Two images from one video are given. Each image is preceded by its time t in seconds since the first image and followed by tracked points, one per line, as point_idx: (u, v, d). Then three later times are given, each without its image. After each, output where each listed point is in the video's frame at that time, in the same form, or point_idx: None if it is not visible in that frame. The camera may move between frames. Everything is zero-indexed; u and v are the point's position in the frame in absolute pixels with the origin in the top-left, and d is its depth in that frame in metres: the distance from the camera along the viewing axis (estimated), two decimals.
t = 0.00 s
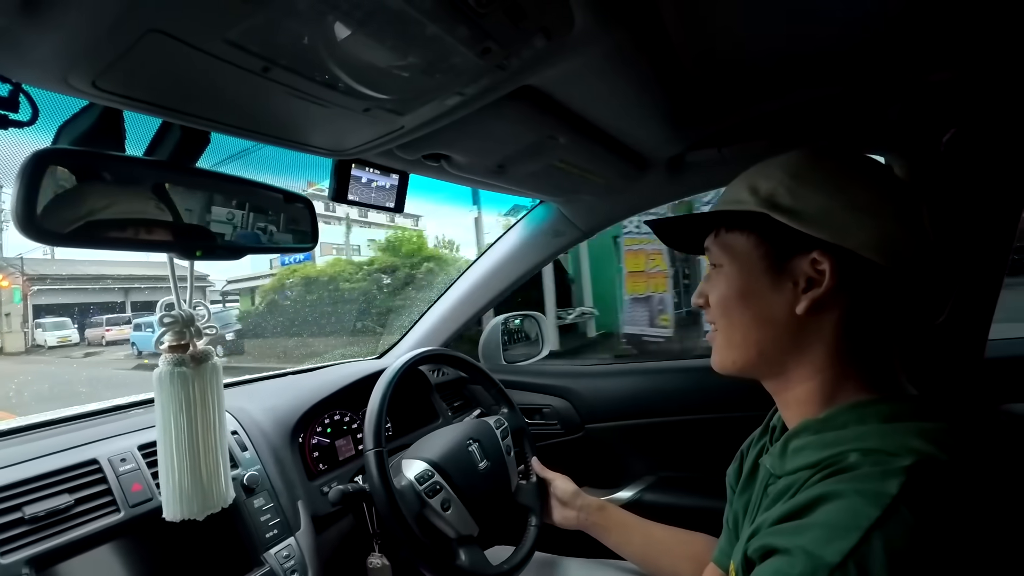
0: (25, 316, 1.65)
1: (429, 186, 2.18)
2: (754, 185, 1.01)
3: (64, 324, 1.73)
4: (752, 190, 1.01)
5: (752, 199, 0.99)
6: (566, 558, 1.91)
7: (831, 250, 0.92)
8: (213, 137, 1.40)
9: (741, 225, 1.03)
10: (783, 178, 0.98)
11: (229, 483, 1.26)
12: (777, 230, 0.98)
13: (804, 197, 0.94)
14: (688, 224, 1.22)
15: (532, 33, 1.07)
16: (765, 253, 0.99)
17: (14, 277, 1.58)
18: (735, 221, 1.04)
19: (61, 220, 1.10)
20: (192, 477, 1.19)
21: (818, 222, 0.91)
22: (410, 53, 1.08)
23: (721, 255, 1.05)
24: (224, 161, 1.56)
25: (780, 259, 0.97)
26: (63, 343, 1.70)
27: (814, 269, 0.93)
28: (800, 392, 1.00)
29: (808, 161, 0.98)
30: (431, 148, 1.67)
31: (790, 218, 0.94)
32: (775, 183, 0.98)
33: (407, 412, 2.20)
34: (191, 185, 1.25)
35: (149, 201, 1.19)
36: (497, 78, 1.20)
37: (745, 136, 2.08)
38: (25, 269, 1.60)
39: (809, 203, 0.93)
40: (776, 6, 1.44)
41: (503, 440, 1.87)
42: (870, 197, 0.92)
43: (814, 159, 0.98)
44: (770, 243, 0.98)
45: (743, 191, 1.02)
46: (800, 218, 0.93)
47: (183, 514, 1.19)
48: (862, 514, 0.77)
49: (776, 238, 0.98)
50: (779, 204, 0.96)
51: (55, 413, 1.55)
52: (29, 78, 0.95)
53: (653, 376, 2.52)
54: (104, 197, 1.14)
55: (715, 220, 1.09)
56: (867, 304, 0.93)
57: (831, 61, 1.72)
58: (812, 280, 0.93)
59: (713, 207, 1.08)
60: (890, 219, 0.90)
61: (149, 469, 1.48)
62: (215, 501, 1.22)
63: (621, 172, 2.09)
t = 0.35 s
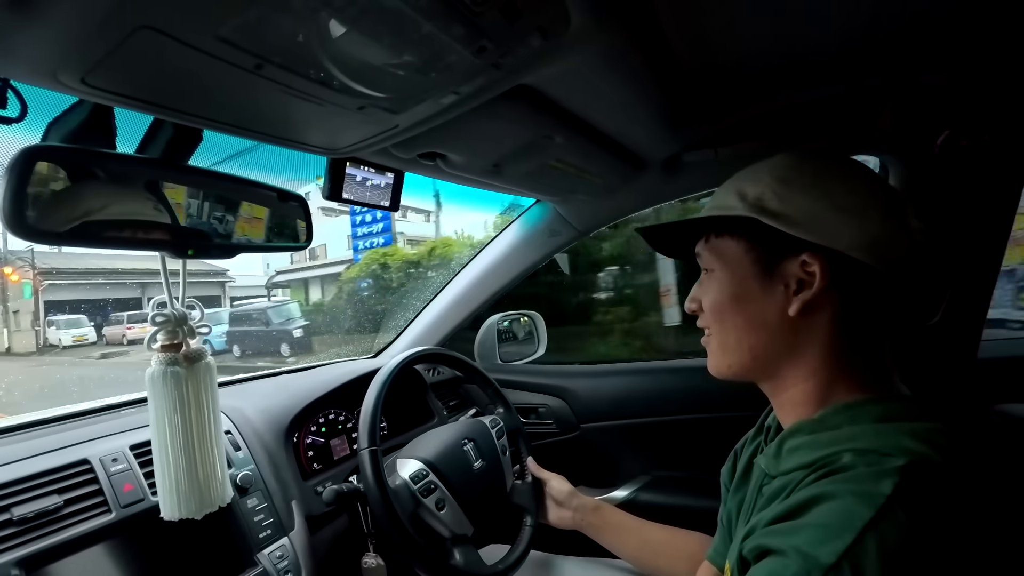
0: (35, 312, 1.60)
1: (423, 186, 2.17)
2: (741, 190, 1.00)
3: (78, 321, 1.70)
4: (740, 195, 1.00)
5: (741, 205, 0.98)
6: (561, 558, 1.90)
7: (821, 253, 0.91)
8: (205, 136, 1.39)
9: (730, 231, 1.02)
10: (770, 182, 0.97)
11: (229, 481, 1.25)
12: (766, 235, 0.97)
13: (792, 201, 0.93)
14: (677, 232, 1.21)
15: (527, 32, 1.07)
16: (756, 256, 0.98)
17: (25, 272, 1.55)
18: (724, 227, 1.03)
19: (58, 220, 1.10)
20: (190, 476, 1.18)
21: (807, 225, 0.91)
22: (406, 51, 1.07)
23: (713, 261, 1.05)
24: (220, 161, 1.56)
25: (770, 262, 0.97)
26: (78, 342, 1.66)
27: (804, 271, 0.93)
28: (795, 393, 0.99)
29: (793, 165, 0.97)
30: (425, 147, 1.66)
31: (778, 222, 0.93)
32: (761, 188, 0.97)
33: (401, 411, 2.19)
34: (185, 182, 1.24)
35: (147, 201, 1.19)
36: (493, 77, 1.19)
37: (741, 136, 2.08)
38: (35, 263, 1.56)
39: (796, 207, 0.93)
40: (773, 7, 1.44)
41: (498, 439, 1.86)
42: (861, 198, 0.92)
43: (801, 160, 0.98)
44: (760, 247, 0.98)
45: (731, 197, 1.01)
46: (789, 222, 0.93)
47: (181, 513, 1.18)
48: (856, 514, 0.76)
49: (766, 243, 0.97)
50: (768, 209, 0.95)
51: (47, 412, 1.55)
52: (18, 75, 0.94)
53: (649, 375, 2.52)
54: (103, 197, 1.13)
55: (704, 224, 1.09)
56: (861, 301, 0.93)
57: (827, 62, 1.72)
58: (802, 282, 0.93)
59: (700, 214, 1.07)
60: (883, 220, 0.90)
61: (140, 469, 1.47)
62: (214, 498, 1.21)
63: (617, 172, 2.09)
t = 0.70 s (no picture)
0: (51, 310, 1.61)
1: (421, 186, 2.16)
2: (749, 185, 1.01)
3: (98, 319, 1.68)
4: (748, 189, 1.00)
5: (748, 199, 0.99)
6: (558, 558, 1.90)
7: (824, 250, 0.91)
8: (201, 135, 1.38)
9: (735, 224, 1.02)
10: (777, 178, 0.97)
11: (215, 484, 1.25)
12: (770, 229, 0.97)
13: (799, 198, 0.94)
14: (685, 221, 1.21)
15: (523, 31, 1.07)
16: (759, 252, 0.98)
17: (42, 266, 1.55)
18: (730, 220, 1.03)
19: (48, 219, 1.09)
20: (183, 478, 1.17)
21: (813, 223, 0.91)
22: (401, 50, 1.07)
23: (716, 255, 1.05)
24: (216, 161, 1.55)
25: (772, 258, 0.97)
26: (99, 340, 1.64)
27: (806, 269, 0.93)
28: (791, 390, 0.99)
29: (803, 161, 0.98)
30: (423, 147, 1.65)
31: (784, 219, 0.94)
32: (769, 183, 0.98)
33: (398, 412, 2.18)
34: (178, 182, 1.24)
35: (139, 199, 1.18)
36: (489, 76, 1.19)
37: (737, 136, 2.08)
38: (51, 257, 1.54)
39: (804, 203, 0.93)
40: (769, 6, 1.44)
41: (496, 440, 1.86)
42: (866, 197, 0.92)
43: (809, 159, 0.98)
44: (764, 241, 0.98)
45: (739, 190, 1.02)
46: (794, 218, 0.93)
47: (167, 515, 1.17)
48: (847, 508, 0.76)
49: (769, 237, 0.97)
50: (775, 205, 0.95)
51: (43, 413, 1.55)
52: (11, 72, 0.93)
53: (646, 375, 2.52)
54: (94, 196, 1.12)
55: (710, 219, 1.09)
56: (860, 303, 0.93)
57: (823, 62, 1.73)
58: (803, 280, 0.93)
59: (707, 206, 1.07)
60: (886, 222, 0.91)
61: (136, 470, 1.46)
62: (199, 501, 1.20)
63: (614, 172, 2.08)
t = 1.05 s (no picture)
0: (71, 306, 1.66)
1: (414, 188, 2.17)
2: (748, 185, 1.02)
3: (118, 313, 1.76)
4: (748, 189, 1.01)
5: (747, 199, 1.00)
6: (552, 558, 1.91)
7: (821, 252, 0.92)
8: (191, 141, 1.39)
9: (733, 223, 1.03)
10: (777, 178, 0.98)
11: (224, 487, 1.26)
12: (768, 230, 0.98)
13: (797, 199, 0.95)
14: (685, 219, 1.22)
15: (509, 38, 1.08)
16: (756, 252, 0.99)
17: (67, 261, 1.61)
18: (729, 218, 1.04)
19: (38, 223, 1.08)
20: (182, 481, 1.18)
21: (810, 224, 0.92)
22: (388, 57, 1.08)
23: (713, 252, 1.06)
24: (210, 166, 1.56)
25: (769, 257, 0.98)
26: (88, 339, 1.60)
27: (803, 269, 0.94)
28: (782, 389, 1.01)
29: (801, 164, 0.99)
30: (415, 151, 1.66)
31: (783, 218, 0.95)
32: (769, 183, 0.99)
33: (393, 413, 2.19)
34: (174, 186, 1.26)
35: (129, 202, 1.18)
36: (477, 82, 1.20)
37: (727, 138, 2.09)
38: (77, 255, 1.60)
39: (802, 204, 0.94)
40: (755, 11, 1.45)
41: (490, 442, 1.87)
42: (865, 201, 0.93)
43: (809, 161, 0.99)
44: (761, 241, 0.99)
45: (738, 190, 1.03)
46: (793, 219, 0.94)
47: (177, 519, 1.18)
48: (838, 503, 0.78)
49: (766, 237, 0.98)
50: (773, 204, 0.97)
51: (39, 417, 1.56)
52: None
53: (640, 375, 2.53)
54: (82, 198, 1.12)
55: (710, 216, 1.09)
56: (854, 305, 0.94)
57: (811, 65, 1.74)
58: (800, 280, 0.94)
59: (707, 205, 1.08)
60: (883, 226, 0.92)
61: (129, 475, 1.47)
62: (209, 504, 1.21)
63: (605, 174, 2.10)
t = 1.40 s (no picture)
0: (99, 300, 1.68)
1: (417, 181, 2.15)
2: (740, 186, 1.01)
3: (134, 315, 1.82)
4: (740, 190, 1.00)
5: (740, 199, 0.99)
6: (555, 554, 1.90)
7: (816, 249, 0.91)
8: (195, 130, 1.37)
9: (728, 224, 1.02)
10: (771, 178, 0.97)
11: (207, 481, 1.24)
12: (762, 229, 0.97)
13: (789, 197, 0.94)
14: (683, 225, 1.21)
15: (520, 27, 1.06)
16: (753, 251, 0.98)
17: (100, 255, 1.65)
18: (723, 220, 1.03)
19: (52, 216, 1.08)
20: (171, 475, 1.17)
21: (803, 222, 0.91)
22: (397, 45, 1.06)
23: (710, 255, 1.05)
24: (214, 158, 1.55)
25: (765, 257, 0.97)
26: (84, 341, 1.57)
27: (798, 266, 0.93)
28: (783, 385, 1.00)
29: (794, 163, 0.98)
30: (419, 143, 1.65)
31: (777, 220, 0.93)
32: (761, 182, 0.98)
33: (395, 408, 2.18)
34: (167, 180, 1.23)
35: (136, 197, 1.17)
36: (486, 72, 1.18)
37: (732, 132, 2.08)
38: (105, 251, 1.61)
39: (794, 202, 0.93)
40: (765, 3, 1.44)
41: (493, 439, 1.86)
42: (856, 197, 0.92)
43: (800, 158, 0.98)
44: (756, 242, 0.98)
45: (731, 192, 1.02)
46: (786, 217, 0.93)
47: (155, 513, 1.16)
48: (840, 496, 0.77)
49: (763, 237, 0.97)
50: (766, 205, 0.95)
51: (34, 412, 1.53)
52: (2, 67, 0.92)
53: (642, 371, 2.52)
54: (92, 194, 1.10)
55: (707, 217, 1.09)
56: (853, 301, 0.93)
57: (820, 59, 1.73)
58: (797, 277, 0.93)
59: (702, 207, 1.07)
60: (878, 222, 0.91)
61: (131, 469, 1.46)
62: (193, 498, 1.20)
63: (610, 168, 2.08)
